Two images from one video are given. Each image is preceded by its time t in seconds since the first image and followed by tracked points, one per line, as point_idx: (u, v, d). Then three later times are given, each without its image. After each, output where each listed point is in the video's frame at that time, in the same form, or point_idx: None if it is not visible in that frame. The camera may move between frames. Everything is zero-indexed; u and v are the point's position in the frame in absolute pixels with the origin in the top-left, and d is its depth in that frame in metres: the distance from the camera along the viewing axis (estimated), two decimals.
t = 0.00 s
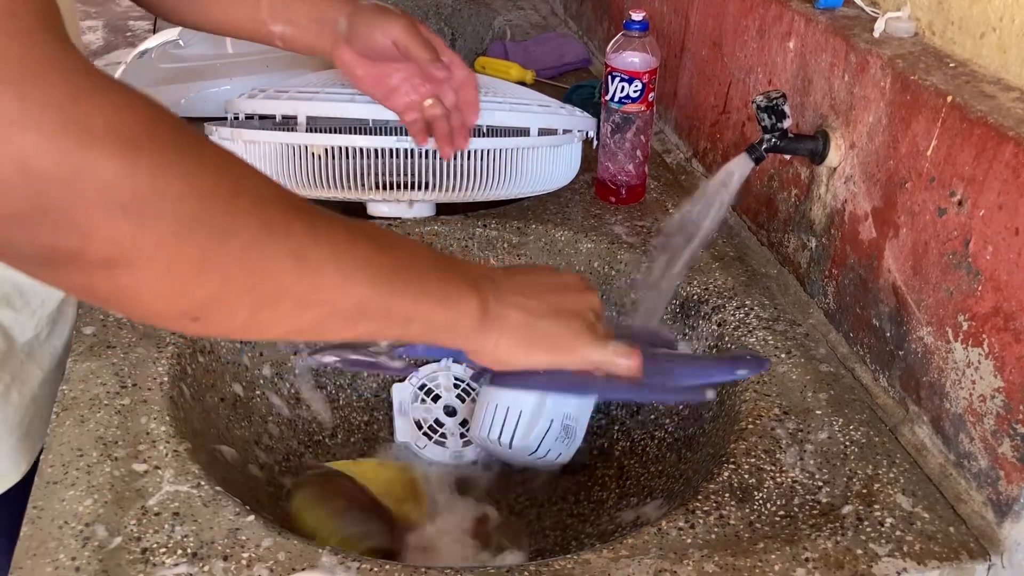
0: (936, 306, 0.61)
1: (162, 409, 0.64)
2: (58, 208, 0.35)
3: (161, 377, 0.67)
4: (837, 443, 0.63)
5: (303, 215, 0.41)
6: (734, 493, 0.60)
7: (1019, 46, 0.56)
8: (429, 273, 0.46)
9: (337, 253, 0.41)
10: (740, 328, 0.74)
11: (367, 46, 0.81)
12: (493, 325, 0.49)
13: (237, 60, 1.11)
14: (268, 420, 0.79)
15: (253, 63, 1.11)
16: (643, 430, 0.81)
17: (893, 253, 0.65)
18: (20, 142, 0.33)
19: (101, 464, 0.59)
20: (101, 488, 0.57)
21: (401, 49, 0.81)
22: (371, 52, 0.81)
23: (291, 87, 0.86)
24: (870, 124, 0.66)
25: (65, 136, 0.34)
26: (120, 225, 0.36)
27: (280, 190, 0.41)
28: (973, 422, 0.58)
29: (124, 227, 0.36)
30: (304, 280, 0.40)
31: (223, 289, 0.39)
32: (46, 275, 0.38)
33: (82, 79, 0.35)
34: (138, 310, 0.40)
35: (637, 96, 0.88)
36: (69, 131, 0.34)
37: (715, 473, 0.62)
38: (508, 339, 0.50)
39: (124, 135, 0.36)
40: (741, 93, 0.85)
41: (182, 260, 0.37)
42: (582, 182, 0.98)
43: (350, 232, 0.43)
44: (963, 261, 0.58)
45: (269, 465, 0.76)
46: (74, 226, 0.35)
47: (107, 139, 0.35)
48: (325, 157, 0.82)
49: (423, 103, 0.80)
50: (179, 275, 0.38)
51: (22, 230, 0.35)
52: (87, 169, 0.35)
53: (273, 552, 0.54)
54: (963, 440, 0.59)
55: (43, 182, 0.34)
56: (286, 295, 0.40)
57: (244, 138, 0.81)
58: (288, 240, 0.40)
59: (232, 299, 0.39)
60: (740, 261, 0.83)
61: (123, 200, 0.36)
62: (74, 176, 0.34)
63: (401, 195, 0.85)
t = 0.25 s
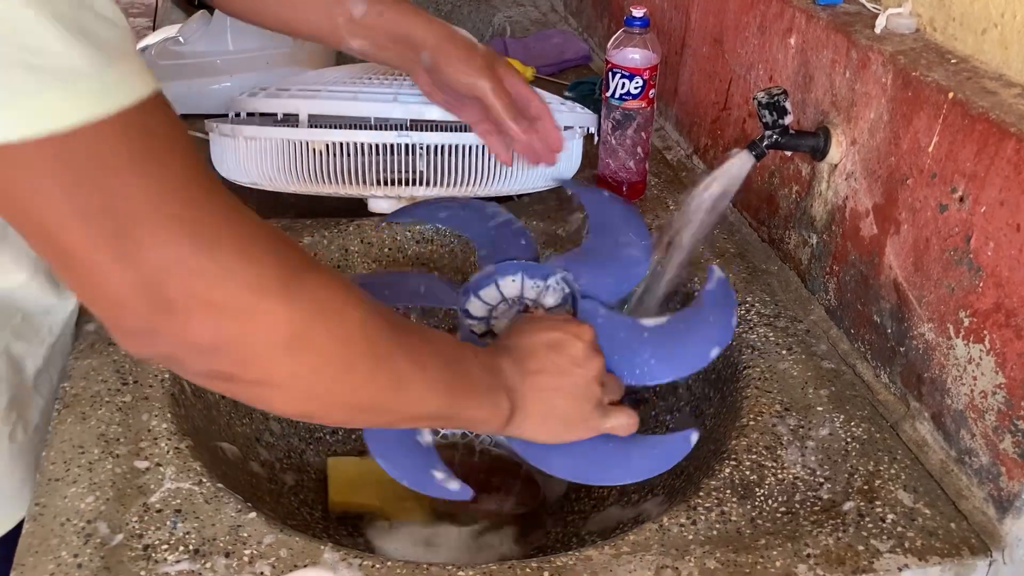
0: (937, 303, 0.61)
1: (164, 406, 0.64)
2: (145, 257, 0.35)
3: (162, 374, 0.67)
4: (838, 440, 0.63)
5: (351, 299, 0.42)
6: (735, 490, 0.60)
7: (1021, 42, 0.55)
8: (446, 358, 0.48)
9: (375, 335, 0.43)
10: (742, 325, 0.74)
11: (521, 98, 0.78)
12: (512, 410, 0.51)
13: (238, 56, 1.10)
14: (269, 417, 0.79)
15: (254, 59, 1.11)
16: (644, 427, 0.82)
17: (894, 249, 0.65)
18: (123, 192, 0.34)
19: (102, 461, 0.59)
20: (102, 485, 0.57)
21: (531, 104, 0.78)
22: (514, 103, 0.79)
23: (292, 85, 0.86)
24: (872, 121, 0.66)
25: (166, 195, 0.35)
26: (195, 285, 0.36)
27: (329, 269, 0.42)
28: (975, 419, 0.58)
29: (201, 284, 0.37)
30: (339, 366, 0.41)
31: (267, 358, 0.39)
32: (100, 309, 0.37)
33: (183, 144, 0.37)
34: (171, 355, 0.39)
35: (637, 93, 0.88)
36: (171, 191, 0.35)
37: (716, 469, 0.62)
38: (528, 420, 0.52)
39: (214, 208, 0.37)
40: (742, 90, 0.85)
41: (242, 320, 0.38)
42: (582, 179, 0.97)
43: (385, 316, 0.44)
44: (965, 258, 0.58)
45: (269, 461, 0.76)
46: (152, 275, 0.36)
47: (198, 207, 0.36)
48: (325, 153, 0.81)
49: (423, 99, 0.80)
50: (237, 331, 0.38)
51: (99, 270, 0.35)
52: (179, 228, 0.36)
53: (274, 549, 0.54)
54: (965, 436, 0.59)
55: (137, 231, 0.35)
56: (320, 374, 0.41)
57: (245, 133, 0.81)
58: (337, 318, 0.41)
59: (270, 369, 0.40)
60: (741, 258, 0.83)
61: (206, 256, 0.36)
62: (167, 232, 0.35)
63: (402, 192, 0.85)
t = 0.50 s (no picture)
0: (937, 299, 0.61)
1: (164, 404, 0.64)
2: (265, 297, 0.38)
3: (163, 371, 0.67)
4: (838, 436, 0.63)
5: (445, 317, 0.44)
6: (735, 486, 0.60)
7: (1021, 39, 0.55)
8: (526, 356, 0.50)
9: (468, 349, 0.45)
10: (742, 322, 0.74)
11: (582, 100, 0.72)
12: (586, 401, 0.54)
13: (237, 53, 1.10)
14: (269, 415, 0.79)
15: (253, 57, 1.11)
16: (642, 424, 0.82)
17: (894, 246, 0.65)
18: (240, 244, 0.36)
19: (103, 458, 0.59)
20: (103, 482, 0.57)
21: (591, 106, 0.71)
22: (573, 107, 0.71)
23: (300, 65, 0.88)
24: (871, 118, 0.66)
25: (279, 242, 0.37)
26: (307, 320, 0.39)
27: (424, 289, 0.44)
28: (974, 415, 0.58)
29: (314, 318, 0.39)
30: (440, 380, 0.44)
31: (373, 381, 0.42)
32: (221, 347, 0.40)
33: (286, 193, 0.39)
34: (287, 381, 0.42)
35: (637, 90, 0.89)
36: (281, 238, 0.38)
37: (716, 466, 0.62)
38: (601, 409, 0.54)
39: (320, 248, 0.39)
40: (741, 87, 0.85)
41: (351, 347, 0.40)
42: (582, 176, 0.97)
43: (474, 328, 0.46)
44: (965, 255, 0.58)
45: (270, 458, 0.76)
46: (270, 313, 0.38)
47: (307, 248, 0.38)
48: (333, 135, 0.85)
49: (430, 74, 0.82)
50: (347, 358, 0.40)
51: (222, 312, 0.38)
52: (293, 270, 0.38)
53: (275, 546, 0.54)
54: (964, 433, 0.60)
55: (254, 277, 0.37)
56: (422, 390, 0.43)
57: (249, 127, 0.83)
58: (437, 336, 0.43)
59: (378, 390, 0.42)
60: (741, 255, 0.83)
61: (317, 292, 0.39)
62: (283, 274, 0.38)
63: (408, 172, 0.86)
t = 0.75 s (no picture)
0: (934, 295, 0.61)
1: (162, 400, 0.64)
2: (232, 360, 0.37)
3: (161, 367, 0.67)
4: (835, 432, 0.63)
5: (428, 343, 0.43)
6: (733, 482, 0.60)
7: (1018, 35, 0.55)
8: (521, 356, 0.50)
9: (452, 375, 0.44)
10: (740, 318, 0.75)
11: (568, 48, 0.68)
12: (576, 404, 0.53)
13: (235, 49, 1.10)
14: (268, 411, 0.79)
15: (251, 53, 1.11)
16: (640, 419, 0.82)
17: (892, 242, 0.65)
18: (208, 310, 0.35)
19: (101, 454, 0.59)
20: (101, 478, 0.58)
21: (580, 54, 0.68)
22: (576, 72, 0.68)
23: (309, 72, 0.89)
24: (869, 114, 0.66)
25: (248, 307, 0.36)
26: (282, 375, 0.38)
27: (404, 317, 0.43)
28: (971, 411, 0.59)
29: (279, 373, 0.38)
30: (421, 410, 0.43)
31: (351, 423, 0.41)
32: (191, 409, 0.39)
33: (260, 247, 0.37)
34: (265, 439, 0.41)
35: (636, 86, 0.89)
36: (254, 302, 0.36)
37: (713, 461, 0.62)
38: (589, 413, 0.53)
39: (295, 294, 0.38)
40: (739, 83, 0.85)
41: (328, 396, 0.40)
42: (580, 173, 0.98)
43: (457, 346, 0.45)
44: (962, 251, 0.58)
45: (268, 455, 0.76)
46: (243, 373, 0.37)
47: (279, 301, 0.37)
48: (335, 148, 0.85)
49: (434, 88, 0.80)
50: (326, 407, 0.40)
51: (193, 378, 0.37)
52: (263, 331, 0.37)
53: (273, 541, 0.54)
54: (961, 429, 0.60)
55: (223, 341, 0.36)
56: (404, 421, 0.43)
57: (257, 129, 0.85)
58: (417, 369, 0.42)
59: (359, 430, 0.42)
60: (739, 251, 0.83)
61: (291, 347, 0.38)
62: (254, 335, 0.37)
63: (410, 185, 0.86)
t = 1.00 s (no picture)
0: (932, 292, 0.61)
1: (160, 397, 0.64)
2: (191, 350, 0.39)
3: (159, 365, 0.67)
4: (833, 429, 0.63)
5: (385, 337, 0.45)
6: (731, 479, 0.60)
7: (1016, 33, 0.55)
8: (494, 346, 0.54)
9: (406, 369, 0.46)
10: (738, 315, 0.75)
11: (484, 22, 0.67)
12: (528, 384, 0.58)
13: (233, 47, 1.10)
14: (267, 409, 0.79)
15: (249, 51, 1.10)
16: (640, 418, 0.82)
17: (890, 239, 0.65)
18: (165, 307, 0.37)
19: (99, 451, 0.59)
20: (99, 475, 0.58)
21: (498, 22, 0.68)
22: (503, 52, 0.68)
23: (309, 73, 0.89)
24: (867, 111, 0.66)
25: (207, 303, 0.38)
26: (234, 365, 0.40)
27: (363, 309, 0.45)
28: (969, 408, 0.59)
29: (237, 360, 0.40)
30: (367, 398, 0.46)
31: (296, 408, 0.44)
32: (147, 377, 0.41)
33: (221, 248, 0.38)
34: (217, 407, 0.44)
35: (634, 84, 0.90)
36: (208, 303, 0.38)
37: (712, 458, 0.62)
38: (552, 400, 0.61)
39: (247, 292, 0.39)
40: (738, 81, 0.85)
41: (275, 385, 0.42)
42: (578, 170, 0.98)
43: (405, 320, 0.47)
44: (960, 248, 0.58)
45: (266, 452, 0.76)
46: (195, 359, 0.39)
47: (235, 299, 0.39)
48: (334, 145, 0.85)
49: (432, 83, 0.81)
50: (269, 393, 0.42)
51: (148, 359, 0.39)
52: (215, 328, 0.39)
53: (272, 538, 0.54)
54: (959, 425, 0.60)
55: (181, 336, 0.38)
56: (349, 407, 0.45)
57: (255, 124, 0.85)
58: (369, 364, 0.44)
59: (304, 409, 0.44)
60: (737, 249, 0.83)
61: (246, 341, 0.40)
62: (209, 331, 0.39)
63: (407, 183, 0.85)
